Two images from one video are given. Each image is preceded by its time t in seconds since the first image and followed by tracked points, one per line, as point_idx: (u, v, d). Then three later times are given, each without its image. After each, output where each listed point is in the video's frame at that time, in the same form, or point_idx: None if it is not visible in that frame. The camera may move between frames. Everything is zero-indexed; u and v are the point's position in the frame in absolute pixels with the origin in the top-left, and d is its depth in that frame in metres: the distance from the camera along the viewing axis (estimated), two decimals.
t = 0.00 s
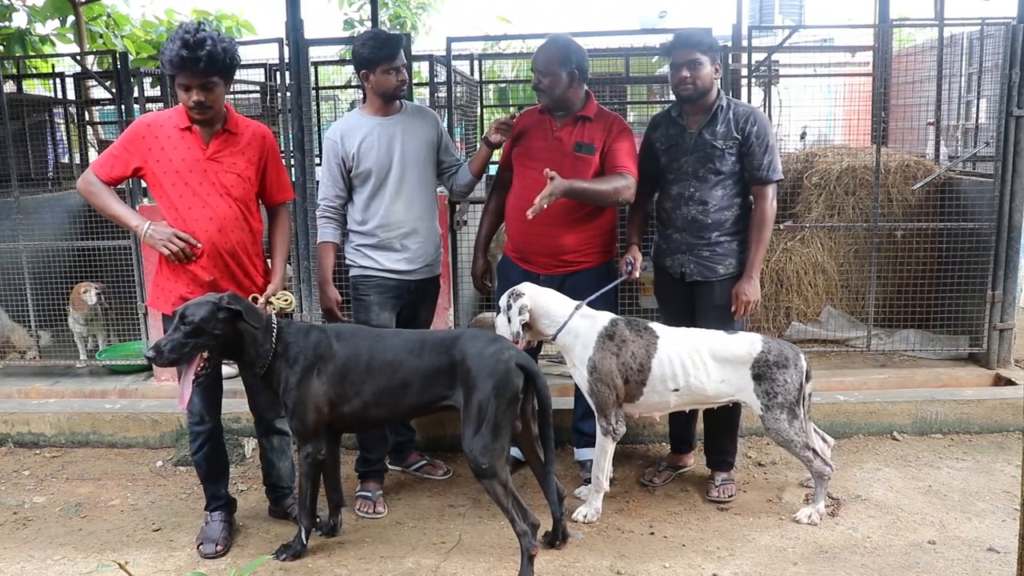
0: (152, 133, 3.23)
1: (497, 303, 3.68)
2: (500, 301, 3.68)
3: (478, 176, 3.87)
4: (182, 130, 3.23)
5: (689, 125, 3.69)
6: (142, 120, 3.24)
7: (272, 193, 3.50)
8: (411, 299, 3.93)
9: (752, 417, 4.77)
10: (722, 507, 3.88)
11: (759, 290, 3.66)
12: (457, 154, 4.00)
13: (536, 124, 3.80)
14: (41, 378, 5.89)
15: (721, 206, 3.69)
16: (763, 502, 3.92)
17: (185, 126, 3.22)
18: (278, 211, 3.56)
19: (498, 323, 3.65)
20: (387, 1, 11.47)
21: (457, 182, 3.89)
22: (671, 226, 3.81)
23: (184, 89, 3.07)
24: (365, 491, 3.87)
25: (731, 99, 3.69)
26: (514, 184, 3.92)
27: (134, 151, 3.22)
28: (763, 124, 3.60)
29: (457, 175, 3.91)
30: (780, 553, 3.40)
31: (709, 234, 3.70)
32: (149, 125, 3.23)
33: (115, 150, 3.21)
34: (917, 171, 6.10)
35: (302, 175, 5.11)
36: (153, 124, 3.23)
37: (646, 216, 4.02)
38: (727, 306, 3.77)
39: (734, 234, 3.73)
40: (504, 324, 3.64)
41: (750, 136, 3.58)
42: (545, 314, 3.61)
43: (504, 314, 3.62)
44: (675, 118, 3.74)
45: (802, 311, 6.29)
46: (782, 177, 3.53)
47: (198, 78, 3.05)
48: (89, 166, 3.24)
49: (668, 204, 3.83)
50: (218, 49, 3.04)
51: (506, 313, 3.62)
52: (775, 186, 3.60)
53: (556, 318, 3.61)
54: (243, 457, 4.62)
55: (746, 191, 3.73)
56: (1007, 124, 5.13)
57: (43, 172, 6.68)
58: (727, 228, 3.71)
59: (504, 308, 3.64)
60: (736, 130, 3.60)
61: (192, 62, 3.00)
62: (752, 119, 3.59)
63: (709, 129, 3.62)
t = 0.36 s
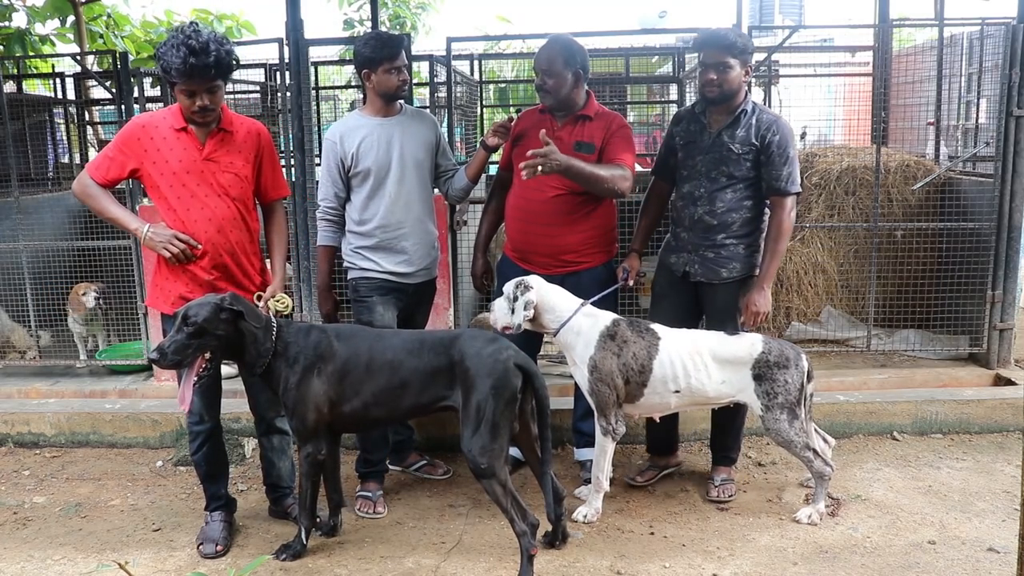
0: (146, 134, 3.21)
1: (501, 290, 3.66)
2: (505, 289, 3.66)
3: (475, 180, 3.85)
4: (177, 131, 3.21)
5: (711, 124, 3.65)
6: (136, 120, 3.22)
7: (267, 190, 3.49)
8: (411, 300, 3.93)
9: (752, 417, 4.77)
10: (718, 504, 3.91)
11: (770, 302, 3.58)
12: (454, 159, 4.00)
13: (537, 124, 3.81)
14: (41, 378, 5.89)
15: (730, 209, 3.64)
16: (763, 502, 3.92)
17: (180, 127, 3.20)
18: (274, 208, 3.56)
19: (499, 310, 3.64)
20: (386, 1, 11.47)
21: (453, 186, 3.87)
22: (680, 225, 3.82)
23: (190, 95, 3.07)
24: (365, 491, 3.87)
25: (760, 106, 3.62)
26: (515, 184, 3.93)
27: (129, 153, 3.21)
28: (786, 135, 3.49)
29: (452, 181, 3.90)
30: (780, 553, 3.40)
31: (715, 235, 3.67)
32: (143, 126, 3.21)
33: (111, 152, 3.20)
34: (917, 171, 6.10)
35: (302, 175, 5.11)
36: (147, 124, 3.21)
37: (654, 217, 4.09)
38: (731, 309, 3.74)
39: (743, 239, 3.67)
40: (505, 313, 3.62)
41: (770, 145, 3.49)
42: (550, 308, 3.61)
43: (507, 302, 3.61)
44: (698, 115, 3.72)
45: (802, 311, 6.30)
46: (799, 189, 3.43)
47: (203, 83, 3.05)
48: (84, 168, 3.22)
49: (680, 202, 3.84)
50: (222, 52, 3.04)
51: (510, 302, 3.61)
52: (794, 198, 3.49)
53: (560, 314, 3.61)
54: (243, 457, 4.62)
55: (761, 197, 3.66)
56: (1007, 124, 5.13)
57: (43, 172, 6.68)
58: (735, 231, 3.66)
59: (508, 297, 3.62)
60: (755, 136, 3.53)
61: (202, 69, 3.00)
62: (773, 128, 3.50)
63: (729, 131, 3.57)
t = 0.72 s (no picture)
0: (142, 135, 3.20)
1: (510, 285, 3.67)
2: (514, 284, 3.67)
3: (474, 180, 3.85)
4: (172, 132, 3.20)
5: (710, 125, 3.64)
6: (131, 122, 3.22)
7: (263, 187, 3.47)
8: (410, 300, 3.94)
9: (752, 417, 4.78)
10: (718, 504, 3.91)
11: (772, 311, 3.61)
12: (454, 161, 4.01)
13: (537, 124, 3.81)
14: (41, 378, 5.90)
15: (728, 212, 3.64)
16: (763, 502, 3.92)
17: (176, 128, 3.20)
18: (270, 206, 3.55)
19: (508, 305, 3.65)
20: (387, 1, 11.47)
21: (452, 187, 3.86)
22: (677, 228, 3.81)
23: (189, 95, 3.07)
24: (365, 491, 3.87)
25: (759, 111, 3.62)
26: (514, 184, 3.92)
27: (125, 155, 3.21)
28: (785, 141, 3.50)
29: (452, 182, 3.89)
30: (780, 553, 3.40)
31: (713, 238, 3.67)
32: (139, 128, 3.21)
33: (106, 155, 3.20)
34: (917, 171, 6.10)
35: (302, 175, 5.11)
36: (142, 126, 3.21)
37: (653, 221, 4.08)
38: (731, 312, 3.74)
39: (741, 241, 3.67)
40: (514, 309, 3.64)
41: (769, 151, 3.49)
42: (553, 307, 3.61)
43: (515, 299, 3.61)
44: (697, 115, 3.70)
45: (802, 311, 6.30)
46: (797, 197, 3.46)
47: (203, 83, 3.05)
48: (80, 171, 3.23)
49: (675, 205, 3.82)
50: (219, 51, 3.03)
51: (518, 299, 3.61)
52: (790, 205, 3.54)
53: (562, 313, 3.61)
54: (244, 457, 4.62)
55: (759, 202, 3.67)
56: (1007, 124, 5.13)
57: (42, 172, 6.68)
58: (732, 233, 3.65)
59: (516, 293, 3.63)
60: (755, 140, 3.53)
61: (201, 70, 3.00)
62: (772, 134, 3.50)
63: (728, 134, 3.57)
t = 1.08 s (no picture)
0: (140, 136, 3.20)
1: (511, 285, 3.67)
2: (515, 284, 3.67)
3: (472, 181, 3.84)
4: (169, 133, 3.21)
5: (701, 125, 3.64)
6: (128, 124, 3.21)
7: (260, 187, 3.47)
8: (410, 300, 3.94)
9: (752, 417, 4.77)
10: (718, 504, 3.91)
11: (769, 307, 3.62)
12: (453, 161, 4.00)
13: (536, 125, 3.80)
14: (41, 378, 5.89)
15: (723, 211, 3.64)
16: (763, 502, 3.92)
17: (172, 128, 3.20)
18: (266, 206, 3.54)
19: (509, 305, 3.65)
20: (387, 1, 11.47)
21: (452, 187, 3.86)
22: (673, 230, 3.80)
23: (191, 96, 3.07)
24: (365, 491, 3.87)
25: (750, 108, 3.63)
26: (514, 184, 3.92)
27: (122, 157, 3.21)
28: (776, 136, 3.51)
29: (451, 182, 3.89)
30: (780, 553, 3.40)
31: (710, 238, 3.67)
32: (136, 129, 3.21)
33: (104, 156, 3.20)
34: (917, 171, 6.10)
35: (302, 175, 5.11)
36: (140, 127, 3.21)
37: (651, 221, 4.09)
38: (730, 311, 3.75)
39: (737, 239, 3.67)
40: (514, 310, 3.64)
41: (761, 147, 3.50)
42: (554, 307, 3.61)
43: (516, 298, 3.61)
44: (688, 116, 3.71)
45: (802, 311, 6.29)
46: (791, 192, 3.47)
47: (204, 83, 3.05)
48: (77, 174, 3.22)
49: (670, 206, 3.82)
50: (221, 51, 3.04)
51: (519, 298, 3.62)
52: (784, 201, 3.54)
53: (563, 312, 3.61)
54: (243, 457, 4.62)
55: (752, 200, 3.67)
56: (1007, 124, 5.13)
57: (43, 172, 6.68)
58: (729, 233, 3.65)
59: (517, 293, 3.63)
60: (746, 138, 3.53)
61: (203, 69, 3.00)
62: (764, 130, 3.51)
63: (719, 133, 3.57)
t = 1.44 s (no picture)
0: (138, 136, 3.20)
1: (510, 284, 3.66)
2: (515, 283, 3.65)
3: (471, 180, 3.83)
4: (168, 133, 3.20)
5: (699, 125, 3.64)
6: (126, 125, 3.21)
7: (258, 187, 3.48)
8: (409, 301, 3.94)
9: (752, 417, 4.77)
10: (718, 504, 3.90)
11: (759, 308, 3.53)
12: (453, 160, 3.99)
13: (535, 125, 3.81)
14: (41, 378, 5.89)
15: (721, 211, 3.63)
16: (763, 502, 3.92)
17: (171, 128, 3.20)
18: (264, 206, 3.54)
19: (508, 304, 3.63)
20: (387, 1, 11.47)
21: (451, 187, 3.86)
22: (672, 230, 3.80)
23: (192, 94, 3.07)
24: (365, 491, 3.87)
25: (749, 108, 3.61)
26: (514, 184, 3.92)
27: (121, 158, 3.20)
28: (773, 137, 3.49)
29: (451, 181, 3.89)
30: (780, 553, 3.40)
31: (708, 238, 3.67)
32: (134, 130, 3.20)
33: (102, 158, 3.19)
34: (917, 171, 6.10)
35: (302, 175, 5.12)
36: (137, 127, 3.20)
37: (651, 221, 4.08)
38: (729, 311, 3.73)
39: (736, 239, 3.67)
40: (514, 309, 3.62)
41: (757, 148, 3.48)
42: (555, 306, 3.60)
43: (516, 298, 3.60)
44: (687, 116, 3.71)
45: (802, 311, 6.29)
46: (784, 194, 3.43)
47: (205, 81, 3.06)
48: (75, 176, 3.21)
49: (671, 207, 3.82)
50: (221, 50, 3.04)
51: (520, 298, 3.60)
52: (777, 203, 3.50)
53: (565, 311, 3.61)
54: (243, 457, 4.62)
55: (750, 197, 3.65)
56: (1007, 124, 5.13)
57: (43, 172, 6.68)
58: (727, 233, 3.65)
59: (518, 292, 3.61)
60: (743, 138, 3.51)
61: (205, 67, 3.01)
62: (761, 130, 3.49)
63: (715, 134, 3.57)
